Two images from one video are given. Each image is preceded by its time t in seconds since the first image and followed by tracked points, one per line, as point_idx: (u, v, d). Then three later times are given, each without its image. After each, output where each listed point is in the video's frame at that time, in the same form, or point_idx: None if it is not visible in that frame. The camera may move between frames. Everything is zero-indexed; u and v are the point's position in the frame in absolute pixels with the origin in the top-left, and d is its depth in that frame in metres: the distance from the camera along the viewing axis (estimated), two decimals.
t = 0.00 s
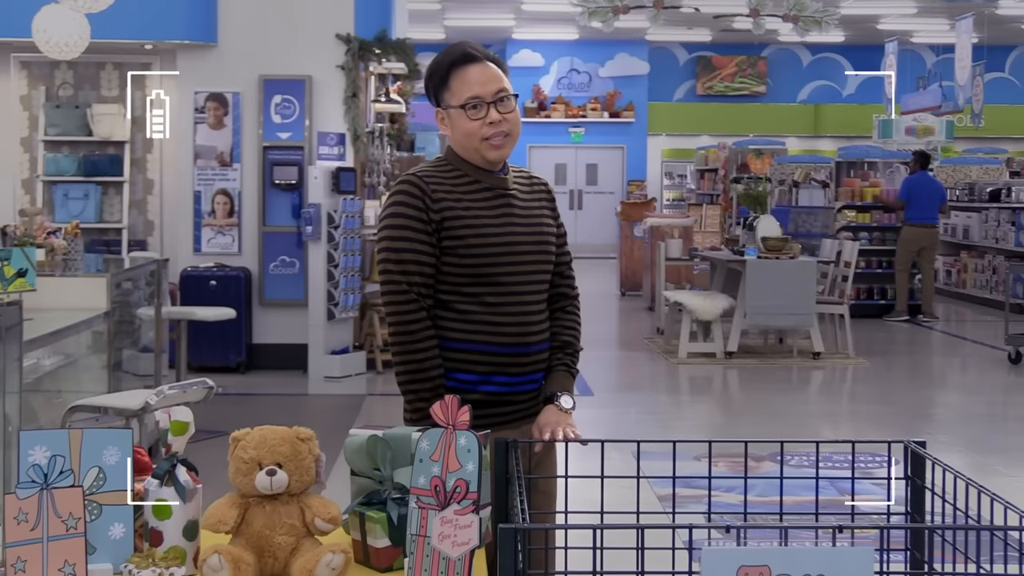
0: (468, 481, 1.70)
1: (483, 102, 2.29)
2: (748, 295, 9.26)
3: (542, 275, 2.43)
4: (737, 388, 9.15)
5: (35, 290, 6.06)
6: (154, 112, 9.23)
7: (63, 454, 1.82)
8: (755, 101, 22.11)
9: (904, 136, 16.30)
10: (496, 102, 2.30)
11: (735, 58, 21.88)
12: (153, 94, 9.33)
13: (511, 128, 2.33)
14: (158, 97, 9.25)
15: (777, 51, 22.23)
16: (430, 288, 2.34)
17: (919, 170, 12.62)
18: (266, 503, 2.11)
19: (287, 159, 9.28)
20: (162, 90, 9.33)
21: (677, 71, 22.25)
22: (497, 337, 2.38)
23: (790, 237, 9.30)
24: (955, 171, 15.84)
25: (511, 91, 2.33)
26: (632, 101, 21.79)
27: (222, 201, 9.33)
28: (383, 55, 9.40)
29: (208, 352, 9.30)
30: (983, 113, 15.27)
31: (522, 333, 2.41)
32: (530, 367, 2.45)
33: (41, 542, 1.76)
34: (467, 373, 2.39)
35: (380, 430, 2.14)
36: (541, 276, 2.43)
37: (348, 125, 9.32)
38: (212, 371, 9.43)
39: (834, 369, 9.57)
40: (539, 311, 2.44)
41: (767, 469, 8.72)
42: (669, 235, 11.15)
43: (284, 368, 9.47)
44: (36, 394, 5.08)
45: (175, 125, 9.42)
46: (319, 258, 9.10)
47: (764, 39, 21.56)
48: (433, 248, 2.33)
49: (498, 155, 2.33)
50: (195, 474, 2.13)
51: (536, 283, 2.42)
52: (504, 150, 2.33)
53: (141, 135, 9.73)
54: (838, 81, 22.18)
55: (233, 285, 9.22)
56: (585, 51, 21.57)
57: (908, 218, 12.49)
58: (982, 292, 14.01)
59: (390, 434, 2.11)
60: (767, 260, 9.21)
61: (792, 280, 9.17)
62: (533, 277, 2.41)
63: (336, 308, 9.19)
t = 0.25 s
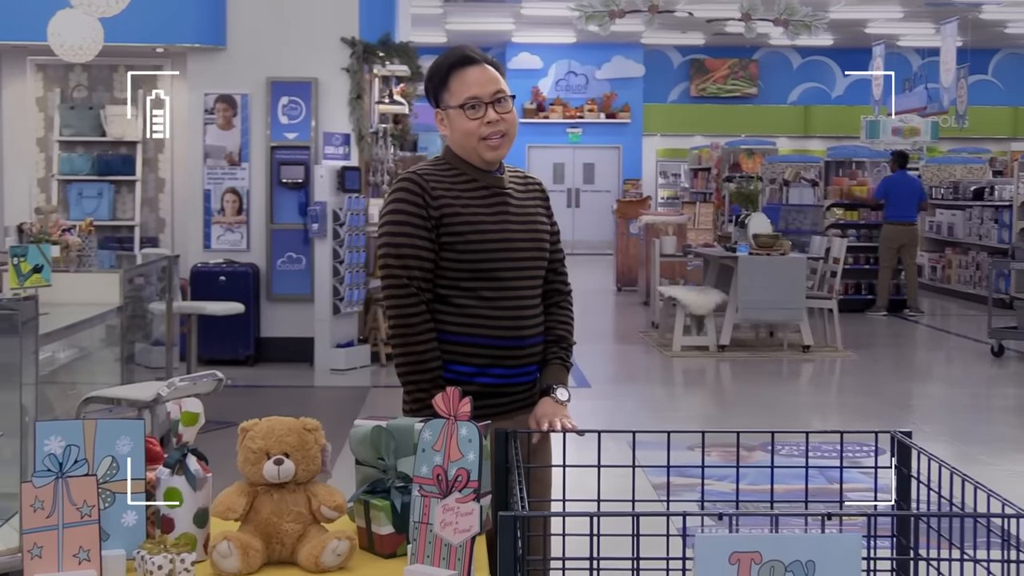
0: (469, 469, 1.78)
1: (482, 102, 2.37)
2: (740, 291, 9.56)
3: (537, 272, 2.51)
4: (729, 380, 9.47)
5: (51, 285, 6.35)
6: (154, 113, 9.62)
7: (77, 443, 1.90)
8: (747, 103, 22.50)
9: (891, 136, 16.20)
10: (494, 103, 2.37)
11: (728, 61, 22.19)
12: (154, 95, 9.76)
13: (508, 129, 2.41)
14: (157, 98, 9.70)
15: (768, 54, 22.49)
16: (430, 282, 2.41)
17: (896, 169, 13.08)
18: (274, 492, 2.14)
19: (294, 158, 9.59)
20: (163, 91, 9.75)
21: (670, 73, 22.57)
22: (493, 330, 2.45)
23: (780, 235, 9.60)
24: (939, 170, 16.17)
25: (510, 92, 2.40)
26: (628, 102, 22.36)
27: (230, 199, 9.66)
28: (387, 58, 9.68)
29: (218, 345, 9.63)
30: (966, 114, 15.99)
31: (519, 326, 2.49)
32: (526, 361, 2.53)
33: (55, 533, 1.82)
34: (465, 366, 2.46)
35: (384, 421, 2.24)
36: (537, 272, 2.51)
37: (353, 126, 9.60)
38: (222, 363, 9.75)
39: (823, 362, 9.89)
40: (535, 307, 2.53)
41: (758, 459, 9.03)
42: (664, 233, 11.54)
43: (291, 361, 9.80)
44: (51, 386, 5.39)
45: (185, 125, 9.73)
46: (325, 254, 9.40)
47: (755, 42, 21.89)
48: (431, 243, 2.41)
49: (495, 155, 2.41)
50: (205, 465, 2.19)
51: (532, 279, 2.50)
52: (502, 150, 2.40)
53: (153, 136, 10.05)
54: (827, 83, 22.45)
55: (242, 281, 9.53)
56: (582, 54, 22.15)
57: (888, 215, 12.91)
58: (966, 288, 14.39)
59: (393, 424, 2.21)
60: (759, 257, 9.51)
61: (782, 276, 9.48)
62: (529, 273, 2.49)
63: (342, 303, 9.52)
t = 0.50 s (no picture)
0: (471, 459, 1.87)
1: (481, 102, 2.47)
2: (733, 285, 9.91)
3: (532, 267, 2.65)
4: (722, 371, 9.82)
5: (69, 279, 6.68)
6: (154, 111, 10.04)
7: (93, 432, 2.02)
8: (738, 104, 23.15)
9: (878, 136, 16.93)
10: (492, 103, 2.48)
11: (721, 63, 22.94)
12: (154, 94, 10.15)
13: (506, 127, 2.52)
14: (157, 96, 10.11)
15: (760, 57, 23.26)
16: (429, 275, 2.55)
17: (872, 167, 13.50)
18: (281, 479, 2.19)
19: (302, 157, 9.92)
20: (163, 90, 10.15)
21: (666, 75, 23.38)
22: (489, 323, 2.58)
23: (771, 231, 9.95)
24: (925, 168, 16.46)
25: (507, 93, 2.51)
26: (623, 104, 22.79)
27: (240, 197, 10.01)
28: (391, 60, 10.02)
29: (228, 337, 9.98)
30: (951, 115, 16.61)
31: (515, 318, 2.62)
32: (521, 352, 2.66)
33: (71, 518, 1.99)
34: (463, 355, 2.59)
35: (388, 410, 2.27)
36: (532, 266, 2.65)
37: (359, 126, 9.95)
38: (232, 355, 10.10)
39: (812, 354, 10.27)
40: (530, 300, 2.66)
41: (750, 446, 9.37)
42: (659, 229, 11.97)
43: (299, 353, 10.15)
44: (72, 376, 5.75)
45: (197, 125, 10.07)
46: (331, 250, 9.75)
47: (747, 45, 22.54)
48: (430, 237, 2.54)
49: (493, 153, 2.52)
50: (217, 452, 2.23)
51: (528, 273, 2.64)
52: (500, 147, 2.52)
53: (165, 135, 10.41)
54: (816, 85, 23.16)
55: (251, 275, 9.87)
56: (580, 57, 22.64)
57: (865, 214, 13.41)
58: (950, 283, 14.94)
59: (397, 414, 2.23)
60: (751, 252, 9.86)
61: (773, 270, 9.83)
62: (525, 267, 2.63)
63: (347, 297, 9.86)
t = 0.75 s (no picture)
0: (472, 444, 1.94)
1: (466, 92, 2.56)
2: (725, 277, 10.23)
3: (527, 263, 2.76)
4: (716, 360, 10.12)
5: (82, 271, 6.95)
6: (154, 111, 10.44)
7: (105, 419, 2.01)
8: (732, 102, 23.13)
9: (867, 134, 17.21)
10: (477, 91, 2.56)
11: (715, 62, 22.94)
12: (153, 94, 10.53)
13: (493, 114, 2.59)
14: (157, 96, 10.51)
15: (752, 55, 23.18)
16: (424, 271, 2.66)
17: (855, 162, 14.27)
18: (289, 465, 2.19)
19: (308, 153, 10.23)
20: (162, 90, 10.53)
21: (660, 74, 23.35)
22: (481, 318, 2.70)
23: (763, 224, 10.28)
24: (912, 164, 17.13)
25: (495, 82, 2.58)
26: (620, 101, 23.27)
27: (248, 192, 10.32)
28: (395, 59, 10.32)
29: (237, 328, 10.29)
30: (937, 112, 17.11)
31: (507, 313, 2.73)
32: (514, 345, 2.78)
33: (86, 503, 1.99)
34: (455, 347, 2.71)
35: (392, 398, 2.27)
36: (527, 263, 2.76)
37: (363, 123, 10.23)
38: (240, 345, 10.41)
39: (804, 344, 10.60)
40: (523, 295, 2.77)
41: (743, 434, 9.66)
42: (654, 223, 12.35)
43: (305, 343, 10.47)
44: (85, 365, 6.04)
45: (206, 122, 10.38)
46: (336, 244, 10.02)
47: (740, 44, 22.54)
48: (427, 233, 2.66)
49: (481, 140, 2.60)
50: (226, 437, 2.21)
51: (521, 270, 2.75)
52: (487, 134, 2.59)
53: (176, 132, 10.73)
54: (807, 82, 23.10)
55: (259, 268, 10.18)
56: (577, 56, 23.14)
57: (849, 207, 14.23)
58: (937, 274, 15.64)
59: (400, 403, 2.23)
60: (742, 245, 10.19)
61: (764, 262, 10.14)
62: (518, 264, 2.74)
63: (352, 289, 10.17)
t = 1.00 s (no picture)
0: (473, 436, 1.97)
1: (472, 87, 2.51)
2: (719, 272, 10.51)
3: (524, 262, 2.69)
4: (710, 353, 10.40)
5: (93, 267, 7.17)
6: (154, 111, 10.68)
7: (116, 411, 1.99)
8: (726, 101, 23.45)
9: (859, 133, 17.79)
10: (483, 86, 2.51)
11: (710, 62, 23.23)
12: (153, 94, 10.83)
13: (497, 109, 2.53)
14: (157, 96, 10.80)
15: (747, 56, 23.47)
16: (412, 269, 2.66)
17: (844, 161, 14.75)
18: (295, 456, 2.18)
19: (313, 152, 10.50)
20: (161, 90, 10.83)
21: (656, 73, 23.65)
22: (469, 314, 2.66)
23: (756, 222, 10.55)
24: (901, 162, 17.72)
25: (498, 80, 2.53)
26: (617, 100, 23.55)
27: (255, 189, 10.59)
28: (397, 60, 10.59)
29: (244, 322, 10.58)
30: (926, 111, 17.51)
31: (499, 311, 2.67)
32: (508, 341, 2.72)
33: (97, 492, 1.97)
34: (444, 342, 2.69)
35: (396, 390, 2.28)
36: (523, 262, 2.69)
37: (367, 121, 10.42)
38: (248, 339, 10.69)
39: (796, 337, 10.92)
40: (521, 293, 2.70)
41: (737, 425, 9.92)
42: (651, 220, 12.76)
43: (311, 336, 10.77)
44: (96, 358, 6.29)
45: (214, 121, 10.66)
46: (341, 240, 10.30)
47: (734, 45, 22.87)
48: (416, 232, 2.65)
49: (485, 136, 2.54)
50: (233, 430, 2.20)
51: (516, 267, 2.68)
52: (493, 129, 2.53)
53: (185, 131, 11.01)
54: (799, 83, 23.41)
55: (265, 263, 10.45)
56: (576, 57, 23.44)
57: (838, 205, 14.76)
58: (926, 270, 16.16)
59: (405, 394, 2.25)
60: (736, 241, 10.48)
61: (757, 258, 10.42)
62: (513, 263, 2.67)
63: (356, 284, 10.46)
